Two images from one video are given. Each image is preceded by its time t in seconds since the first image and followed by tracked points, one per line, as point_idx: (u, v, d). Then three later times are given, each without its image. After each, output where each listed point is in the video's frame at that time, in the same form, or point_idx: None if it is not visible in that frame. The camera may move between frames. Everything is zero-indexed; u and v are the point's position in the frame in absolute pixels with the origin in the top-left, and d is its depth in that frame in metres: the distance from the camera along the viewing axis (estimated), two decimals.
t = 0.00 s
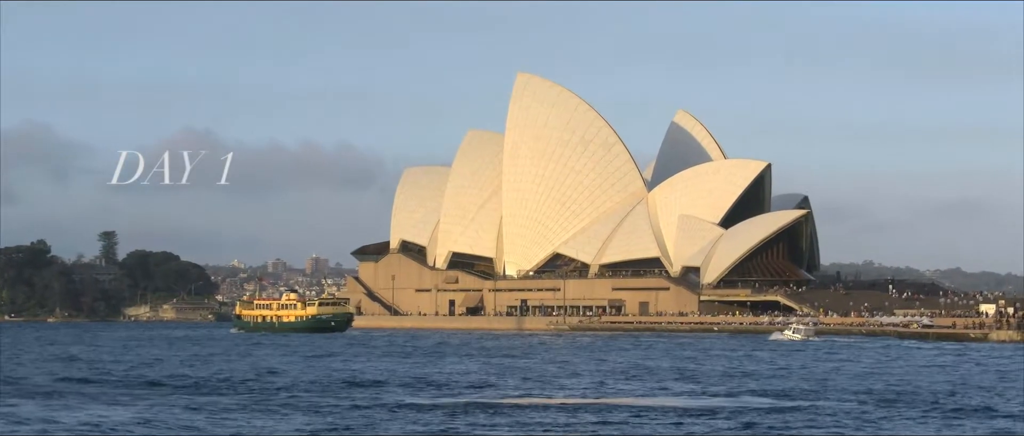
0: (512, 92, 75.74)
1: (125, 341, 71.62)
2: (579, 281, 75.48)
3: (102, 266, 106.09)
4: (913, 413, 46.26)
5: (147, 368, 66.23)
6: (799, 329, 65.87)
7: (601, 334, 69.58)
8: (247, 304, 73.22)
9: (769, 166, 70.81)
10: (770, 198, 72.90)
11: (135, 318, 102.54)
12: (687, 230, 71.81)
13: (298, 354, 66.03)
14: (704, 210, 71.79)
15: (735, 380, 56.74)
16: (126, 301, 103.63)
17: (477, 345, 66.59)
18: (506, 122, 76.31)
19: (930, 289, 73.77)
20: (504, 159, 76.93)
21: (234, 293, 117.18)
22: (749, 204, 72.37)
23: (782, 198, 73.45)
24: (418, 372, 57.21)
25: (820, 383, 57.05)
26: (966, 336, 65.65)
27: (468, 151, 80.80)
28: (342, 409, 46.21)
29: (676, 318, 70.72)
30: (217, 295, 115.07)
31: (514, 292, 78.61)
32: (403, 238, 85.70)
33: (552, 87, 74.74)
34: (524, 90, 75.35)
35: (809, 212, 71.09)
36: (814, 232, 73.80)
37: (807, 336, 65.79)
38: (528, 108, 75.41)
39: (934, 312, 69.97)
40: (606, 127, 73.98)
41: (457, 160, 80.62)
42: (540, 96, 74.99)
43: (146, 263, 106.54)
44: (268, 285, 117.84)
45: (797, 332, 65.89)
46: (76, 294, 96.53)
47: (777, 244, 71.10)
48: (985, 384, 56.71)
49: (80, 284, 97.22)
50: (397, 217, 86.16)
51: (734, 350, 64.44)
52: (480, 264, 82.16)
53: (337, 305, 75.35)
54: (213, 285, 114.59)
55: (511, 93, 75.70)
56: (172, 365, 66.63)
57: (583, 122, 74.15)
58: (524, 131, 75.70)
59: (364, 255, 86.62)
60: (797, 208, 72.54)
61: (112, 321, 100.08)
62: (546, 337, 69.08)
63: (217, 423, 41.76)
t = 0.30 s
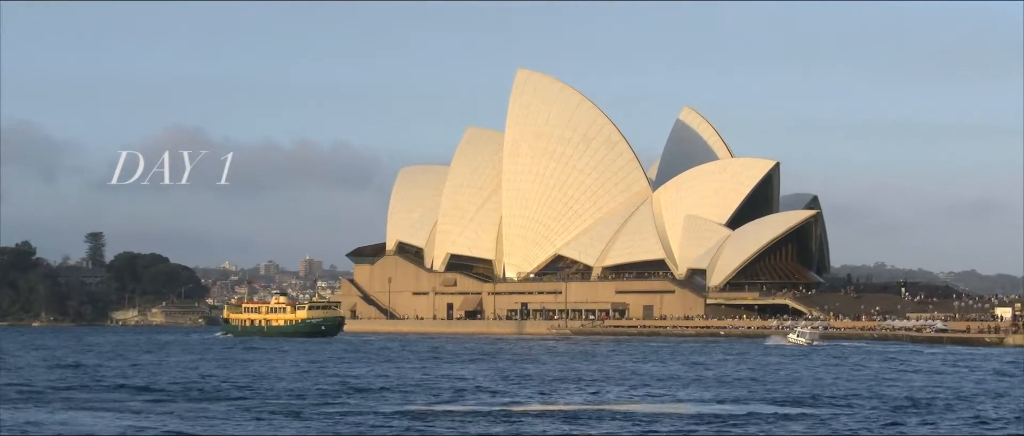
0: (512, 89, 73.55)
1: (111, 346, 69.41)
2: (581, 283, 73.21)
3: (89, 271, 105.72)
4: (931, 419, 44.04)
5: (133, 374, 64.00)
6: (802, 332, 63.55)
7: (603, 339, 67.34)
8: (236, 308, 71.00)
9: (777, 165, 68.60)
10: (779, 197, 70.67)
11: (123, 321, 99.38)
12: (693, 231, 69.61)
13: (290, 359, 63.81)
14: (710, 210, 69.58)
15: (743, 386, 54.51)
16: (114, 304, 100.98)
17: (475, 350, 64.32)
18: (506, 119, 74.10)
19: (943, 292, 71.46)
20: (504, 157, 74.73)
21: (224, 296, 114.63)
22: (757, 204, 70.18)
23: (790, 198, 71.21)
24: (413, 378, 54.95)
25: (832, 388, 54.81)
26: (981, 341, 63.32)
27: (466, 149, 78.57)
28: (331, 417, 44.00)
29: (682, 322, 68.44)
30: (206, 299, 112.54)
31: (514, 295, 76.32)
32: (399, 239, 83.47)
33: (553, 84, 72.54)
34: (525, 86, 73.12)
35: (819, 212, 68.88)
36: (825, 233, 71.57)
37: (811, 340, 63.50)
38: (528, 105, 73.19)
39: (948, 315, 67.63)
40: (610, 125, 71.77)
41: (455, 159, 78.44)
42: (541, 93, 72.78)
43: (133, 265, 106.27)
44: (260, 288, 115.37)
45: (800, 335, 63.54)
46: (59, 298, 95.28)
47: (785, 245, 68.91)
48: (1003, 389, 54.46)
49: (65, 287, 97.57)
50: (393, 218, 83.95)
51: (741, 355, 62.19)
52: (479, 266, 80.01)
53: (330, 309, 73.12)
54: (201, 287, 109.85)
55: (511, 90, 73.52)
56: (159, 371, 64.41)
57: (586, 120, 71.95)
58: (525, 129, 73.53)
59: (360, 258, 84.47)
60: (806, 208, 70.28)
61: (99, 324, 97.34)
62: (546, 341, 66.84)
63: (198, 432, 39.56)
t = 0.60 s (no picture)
0: (512, 85, 71.42)
1: (97, 349, 67.33)
2: (583, 285, 70.97)
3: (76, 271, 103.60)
4: (950, 425, 41.81)
5: (118, 378, 61.90)
6: (807, 335, 61.41)
7: (606, 342, 65.14)
8: (223, 310, 68.87)
9: (786, 162, 66.37)
10: (788, 196, 68.44)
11: (110, 326, 99.00)
12: (699, 231, 67.42)
13: (280, 363, 61.64)
14: (717, 210, 67.39)
15: (750, 390, 52.33)
16: (101, 307, 99.65)
17: (473, 354, 62.15)
18: (506, 116, 71.97)
19: (958, 295, 69.10)
20: (504, 155, 72.60)
21: (216, 296, 112.35)
22: (765, 203, 67.97)
23: (800, 197, 68.96)
24: (407, 382, 52.76)
25: (843, 394, 52.59)
26: (998, 344, 61.00)
27: (465, 147, 76.41)
28: (318, 423, 41.87)
29: (687, 324, 66.21)
30: (198, 299, 110.19)
31: (514, 297, 74.05)
32: (395, 239, 81.20)
33: (555, 79, 70.37)
34: (525, 81, 70.98)
35: (829, 211, 66.64)
36: (836, 233, 69.31)
37: (815, 344, 61.37)
38: (529, 101, 71.05)
39: (963, 319, 65.27)
40: (613, 121, 69.60)
41: (453, 157, 76.36)
42: (542, 88, 70.62)
43: (121, 267, 100.87)
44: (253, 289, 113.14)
45: (805, 338, 61.39)
46: (45, 302, 93.83)
47: (795, 245, 66.71)
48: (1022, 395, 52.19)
49: (50, 291, 94.94)
50: (390, 218, 81.80)
51: (748, 359, 59.99)
52: (479, 267, 77.76)
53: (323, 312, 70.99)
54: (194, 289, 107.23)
55: (511, 86, 71.39)
56: (145, 375, 62.29)
57: (588, 116, 69.83)
58: (525, 125, 71.41)
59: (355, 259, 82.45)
60: (816, 207, 68.06)
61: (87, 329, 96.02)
62: (546, 345, 64.67)
63: None
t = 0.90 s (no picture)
0: (512, 80, 69.26)
1: (82, 354, 65.10)
2: (585, 287, 68.80)
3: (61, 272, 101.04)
4: (974, 430, 39.67)
5: (103, 383, 59.65)
6: (813, 339, 59.33)
7: (609, 346, 62.97)
8: (210, 313, 66.66)
9: (795, 160, 64.17)
10: (797, 196, 66.26)
11: (96, 330, 95.04)
12: (705, 231, 65.28)
13: (271, 367, 59.45)
14: (724, 209, 65.26)
15: (760, 395, 50.17)
16: (87, 310, 96.72)
17: (470, 358, 59.95)
18: (505, 112, 69.83)
19: (972, 297, 66.91)
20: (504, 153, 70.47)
21: (205, 300, 109.93)
22: (774, 202, 65.82)
23: (810, 196, 66.76)
24: (401, 388, 50.55)
25: (857, 398, 50.44)
26: (1015, 347, 58.81)
27: (464, 144, 74.25)
28: (309, 430, 39.68)
29: (693, 328, 64.04)
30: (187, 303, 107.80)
31: (514, 299, 71.86)
32: (391, 239, 79.09)
33: (556, 74, 68.19)
34: (525, 77, 68.81)
35: (840, 211, 64.46)
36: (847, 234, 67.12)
37: (821, 348, 59.31)
38: (529, 97, 68.91)
39: (978, 321, 63.06)
40: (616, 117, 67.43)
41: (450, 154, 74.30)
42: (542, 84, 68.46)
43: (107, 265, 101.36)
44: (244, 292, 110.80)
45: (812, 341, 59.28)
46: (28, 306, 91.42)
47: (805, 246, 64.57)
48: None
49: (34, 292, 92.93)
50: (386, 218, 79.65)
51: (757, 364, 57.83)
52: (478, 268, 75.56)
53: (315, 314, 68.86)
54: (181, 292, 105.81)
55: (511, 81, 69.24)
56: (131, 380, 60.09)
57: (590, 113, 67.69)
58: (526, 122, 69.27)
59: (349, 260, 80.38)
60: (826, 206, 65.85)
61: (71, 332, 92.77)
62: (547, 349, 62.49)
63: None
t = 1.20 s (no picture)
0: (513, 75, 67.37)
1: (68, 358, 63.03)
2: (588, 289, 66.66)
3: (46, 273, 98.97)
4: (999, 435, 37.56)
5: (88, 388, 57.56)
6: (818, 343, 57.14)
7: (612, 350, 60.86)
8: (196, 316, 64.63)
9: (805, 158, 62.00)
10: (807, 195, 64.13)
11: (82, 333, 92.14)
12: (711, 231, 63.20)
13: (262, 372, 57.37)
14: (732, 208, 63.20)
15: (771, 400, 48.07)
16: (72, 313, 94.09)
17: (468, 363, 57.86)
18: (505, 108, 67.94)
19: (988, 300, 64.71)
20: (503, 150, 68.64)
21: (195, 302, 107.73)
22: (784, 201, 63.68)
23: (820, 195, 64.69)
24: (395, 393, 48.49)
25: (871, 402, 48.31)
26: None
27: (461, 142, 72.82)
28: None
29: (699, 331, 61.88)
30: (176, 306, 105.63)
31: (514, 301, 69.69)
32: (387, 240, 77.11)
33: (558, 69, 66.27)
34: (525, 72, 66.94)
35: (852, 211, 62.28)
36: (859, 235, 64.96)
37: (827, 353, 57.08)
38: (529, 92, 67.11)
39: (995, 324, 60.82)
40: (620, 113, 65.61)
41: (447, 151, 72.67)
42: (543, 79, 66.62)
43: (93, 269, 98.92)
44: (235, 295, 108.67)
45: (817, 346, 57.07)
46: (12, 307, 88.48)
47: (815, 246, 62.43)
48: None
49: (19, 296, 89.43)
50: (382, 218, 77.70)
51: (766, 368, 55.71)
52: (477, 270, 73.37)
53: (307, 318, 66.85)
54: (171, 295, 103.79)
55: (511, 76, 67.36)
56: (117, 385, 58.00)
57: (593, 108, 65.94)
58: (526, 118, 67.36)
59: (343, 262, 78.43)
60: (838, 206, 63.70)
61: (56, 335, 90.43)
62: (548, 353, 60.40)
63: None
